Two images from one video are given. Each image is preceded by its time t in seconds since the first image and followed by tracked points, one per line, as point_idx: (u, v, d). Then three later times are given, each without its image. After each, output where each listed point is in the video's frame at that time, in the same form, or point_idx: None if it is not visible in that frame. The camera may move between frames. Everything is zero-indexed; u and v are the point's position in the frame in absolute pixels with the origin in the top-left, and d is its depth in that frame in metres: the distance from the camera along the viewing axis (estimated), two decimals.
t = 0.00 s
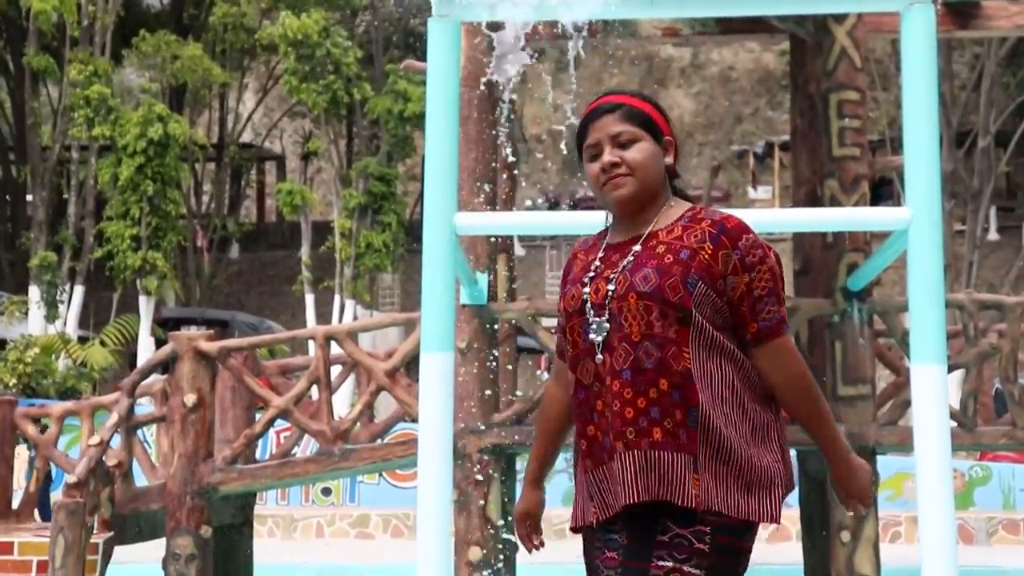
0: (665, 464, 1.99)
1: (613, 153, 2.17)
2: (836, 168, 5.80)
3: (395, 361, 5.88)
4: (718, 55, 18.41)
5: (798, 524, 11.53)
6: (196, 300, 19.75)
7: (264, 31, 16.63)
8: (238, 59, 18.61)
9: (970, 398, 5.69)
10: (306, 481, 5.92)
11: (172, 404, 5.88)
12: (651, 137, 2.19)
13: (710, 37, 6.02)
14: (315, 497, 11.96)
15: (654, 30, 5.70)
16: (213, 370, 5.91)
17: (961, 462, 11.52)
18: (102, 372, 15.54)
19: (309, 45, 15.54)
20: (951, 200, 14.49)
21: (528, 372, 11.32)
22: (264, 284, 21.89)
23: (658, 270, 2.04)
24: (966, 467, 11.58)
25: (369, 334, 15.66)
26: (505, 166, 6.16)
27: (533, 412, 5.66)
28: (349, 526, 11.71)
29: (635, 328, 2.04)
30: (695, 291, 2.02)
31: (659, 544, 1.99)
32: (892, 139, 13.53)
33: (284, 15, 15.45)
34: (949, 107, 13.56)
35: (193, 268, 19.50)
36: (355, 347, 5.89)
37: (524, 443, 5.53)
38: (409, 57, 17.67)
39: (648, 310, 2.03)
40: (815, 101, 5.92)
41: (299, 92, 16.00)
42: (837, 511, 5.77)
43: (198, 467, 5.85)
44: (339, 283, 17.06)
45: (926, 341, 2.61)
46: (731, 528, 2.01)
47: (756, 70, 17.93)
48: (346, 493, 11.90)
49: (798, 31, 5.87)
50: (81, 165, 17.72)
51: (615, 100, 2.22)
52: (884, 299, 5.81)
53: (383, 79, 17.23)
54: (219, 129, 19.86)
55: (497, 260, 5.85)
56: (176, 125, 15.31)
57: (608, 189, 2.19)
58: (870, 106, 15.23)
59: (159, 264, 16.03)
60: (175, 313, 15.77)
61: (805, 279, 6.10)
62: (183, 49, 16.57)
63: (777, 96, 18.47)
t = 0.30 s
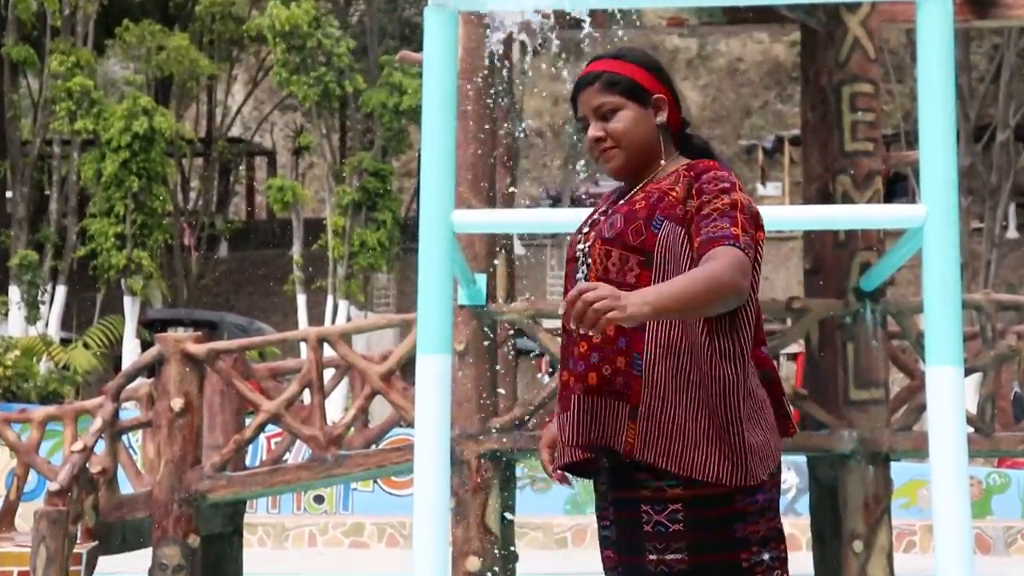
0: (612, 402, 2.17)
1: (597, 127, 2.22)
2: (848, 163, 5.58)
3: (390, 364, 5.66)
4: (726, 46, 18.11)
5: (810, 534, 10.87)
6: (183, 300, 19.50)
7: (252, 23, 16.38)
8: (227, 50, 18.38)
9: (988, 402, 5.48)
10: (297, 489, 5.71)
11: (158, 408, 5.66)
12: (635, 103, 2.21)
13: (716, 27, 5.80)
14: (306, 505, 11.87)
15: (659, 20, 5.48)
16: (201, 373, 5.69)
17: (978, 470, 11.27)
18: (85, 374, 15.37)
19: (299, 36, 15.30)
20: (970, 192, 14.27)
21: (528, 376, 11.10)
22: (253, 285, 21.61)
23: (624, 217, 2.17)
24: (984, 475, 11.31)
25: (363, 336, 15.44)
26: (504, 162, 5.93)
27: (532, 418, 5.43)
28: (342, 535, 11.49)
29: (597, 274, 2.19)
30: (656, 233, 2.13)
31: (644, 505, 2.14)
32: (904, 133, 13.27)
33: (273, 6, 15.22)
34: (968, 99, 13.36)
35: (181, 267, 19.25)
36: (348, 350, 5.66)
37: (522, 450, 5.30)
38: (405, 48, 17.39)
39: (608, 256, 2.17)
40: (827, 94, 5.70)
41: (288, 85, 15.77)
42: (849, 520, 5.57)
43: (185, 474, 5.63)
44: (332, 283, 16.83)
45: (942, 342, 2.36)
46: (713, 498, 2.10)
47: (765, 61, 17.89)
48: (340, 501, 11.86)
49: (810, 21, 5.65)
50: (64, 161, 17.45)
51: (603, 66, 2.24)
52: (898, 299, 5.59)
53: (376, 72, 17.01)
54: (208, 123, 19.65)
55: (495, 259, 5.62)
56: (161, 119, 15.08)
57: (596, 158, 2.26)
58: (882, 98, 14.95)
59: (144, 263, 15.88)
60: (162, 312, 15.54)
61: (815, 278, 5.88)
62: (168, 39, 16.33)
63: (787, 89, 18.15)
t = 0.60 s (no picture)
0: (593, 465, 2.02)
1: (579, 158, 2.14)
2: (843, 165, 5.59)
3: (385, 365, 5.65)
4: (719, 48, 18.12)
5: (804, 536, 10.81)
6: (178, 300, 19.54)
7: (247, 23, 16.33)
8: (221, 50, 18.37)
9: (982, 404, 5.49)
10: (291, 490, 5.70)
11: (153, 409, 5.66)
12: (620, 144, 2.14)
13: (711, 28, 5.81)
14: (301, 507, 11.72)
15: (654, 21, 5.48)
16: (196, 374, 5.69)
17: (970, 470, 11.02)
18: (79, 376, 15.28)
19: (295, 36, 15.26)
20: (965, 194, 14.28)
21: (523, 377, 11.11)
22: (248, 286, 21.03)
23: (587, 269, 2.04)
24: (978, 475, 11.06)
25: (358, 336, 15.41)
26: (498, 163, 5.93)
27: (527, 418, 5.43)
28: (335, 536, 11.49)
29: (565, 329, 2.05)
30: (621, 287, 2.00)
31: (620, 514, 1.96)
32: (899, 135, 13.31)
33: (268, 7, 15.16)
34: (964, 101, 13.39)
35: (175, 268, 19.24)
36: (343, 351, 5.67)
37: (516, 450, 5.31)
38: (400, 49, 17.48)
39: (574, 311, 2.03)
40: (822, 96, 5.70)
41: (285, 86, 15.68)
42: (843, 520, 5.58)
43: (179, 475, 5.63)
44: (327, 284, 16.78)
45: (938, 344, 2.77)
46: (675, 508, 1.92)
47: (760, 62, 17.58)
48: (334, 502, 11.77)
49: (804, 23, 5.65)
50: (58, 161, 17.37)
51: (588, 103, 2.18)
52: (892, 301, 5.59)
53: (372, 73, 17.03)
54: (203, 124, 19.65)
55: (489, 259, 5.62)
56: (156, 120, 15.04)
57: (570, 191, 2.17)
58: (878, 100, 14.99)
59: (139, 264, 15.87)
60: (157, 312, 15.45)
61: (810, 280, 5.89)
62: (164, 40, 16.22)
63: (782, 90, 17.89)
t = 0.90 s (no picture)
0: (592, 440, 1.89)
1: (563, 125, 2.08)
2: (818, 173, 5.90)
3: (384, 363, 5.97)
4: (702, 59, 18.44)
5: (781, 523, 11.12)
6: (187, 301, 19.78)
7: (252, 36, 16.65)
8: (229, 65, 18.65)
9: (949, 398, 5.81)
10: (295, 481, 6.03)
11: (165, 405, 5.97)
12: (601, 120, 2.11)
13: (694, 43, 6.11)
14: (304, 497, 12.15)
15: (640, 36, 5.78)
16: (205, 371, 6.01)
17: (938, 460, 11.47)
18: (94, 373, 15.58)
19: (299, 51, 15.54)
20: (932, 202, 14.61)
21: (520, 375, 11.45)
22: (253, 287, 21.72)
23: (590, 239, 1.92)
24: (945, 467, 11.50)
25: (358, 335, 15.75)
26: (490, 172, 6.24)
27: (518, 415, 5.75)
28: (339, 524, 11.81)
29: (562, 298, 1.92)
30: (629, 256, 1.90)
31: (597, 507, 1.91)
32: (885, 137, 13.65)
33: (274, 23, 15.44)
34: (932, 113, 13.67)
35: (185, 269, 19.57)
36: (344, 349, 5.98)
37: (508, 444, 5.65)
38: (398, 62, 17.91)
39: (579, 281, 1.90)
40: (799, 107, 6.01)
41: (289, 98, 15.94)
42: (817, 510, 5.86)
43: (189, 467, 5.94)
44: (328, 286, 17.08)
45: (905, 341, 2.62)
46: (665, 501, 1.87)
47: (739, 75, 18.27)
48: (335, 491, 12.04)
49: (782, 38, 5.95)
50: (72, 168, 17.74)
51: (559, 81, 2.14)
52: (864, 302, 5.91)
53: (371, 85, 17.42)
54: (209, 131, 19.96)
55: (482, 265, 5.93)
56: (166, 129, 15.35)
57: (552, 157, 2.08)
58: (855, 109, 15.33)
59: (151, 266, 16.15)
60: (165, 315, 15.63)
61: (787, 281, 6.20)
62: (173, 54, 16.58)
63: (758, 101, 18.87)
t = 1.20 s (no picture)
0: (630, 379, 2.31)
1: (563, 107, 2.49)
2: (787, 185, 6.53)
3: (394, 356, 6.58)
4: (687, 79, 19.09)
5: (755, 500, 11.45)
6: (216, 302, 20.36)
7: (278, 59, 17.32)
8: (254, 85, 19.21)
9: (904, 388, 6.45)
10: (313, 464, 6.65)
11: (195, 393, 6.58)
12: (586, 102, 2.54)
13: (676, 66, 6.75)
14: (322, 477, 12.89)
15: (626, 61, 6.42)
16: (231, 364, 6.61)
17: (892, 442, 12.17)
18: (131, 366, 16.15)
19: (320, 74, 16.14)
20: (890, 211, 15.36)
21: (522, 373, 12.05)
22: (276, 288, 22.50)
23: (625, 209, 2.36)
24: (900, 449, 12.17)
25: (371, 331, 16.40)
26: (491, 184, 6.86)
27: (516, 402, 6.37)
28: (353, 503, 12.38)
29: (613, 254, 2.33)
30: (652, 231, 2.39)
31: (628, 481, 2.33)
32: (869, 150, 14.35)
33: (297, 48, 16.00)
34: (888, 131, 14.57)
35: (214, 272, 20.16)
36: (357, 343, 6.59)
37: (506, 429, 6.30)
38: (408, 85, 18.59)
39: (622, 244, 2.33)
40: (769, 125, 6.64)
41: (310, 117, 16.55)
42: (786, 488, 6.43)
43: (218, 450, 6.56)
44: (343, 287, 17.69)
45: (869, 339, 3.39)
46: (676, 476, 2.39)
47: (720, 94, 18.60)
48: (349, 473, 12.94)
49: (754, 62, 6.58)
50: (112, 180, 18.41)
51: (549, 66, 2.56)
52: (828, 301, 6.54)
53: (384, 104, 18.16)
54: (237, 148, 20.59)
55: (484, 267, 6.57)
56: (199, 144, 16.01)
57: (549, 136, 2.48)
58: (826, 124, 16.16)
59: (183, 269, 16.57)
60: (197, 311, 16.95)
61: (760, 283, 6.83)
62: (204, 77, 17.23)
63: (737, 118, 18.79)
